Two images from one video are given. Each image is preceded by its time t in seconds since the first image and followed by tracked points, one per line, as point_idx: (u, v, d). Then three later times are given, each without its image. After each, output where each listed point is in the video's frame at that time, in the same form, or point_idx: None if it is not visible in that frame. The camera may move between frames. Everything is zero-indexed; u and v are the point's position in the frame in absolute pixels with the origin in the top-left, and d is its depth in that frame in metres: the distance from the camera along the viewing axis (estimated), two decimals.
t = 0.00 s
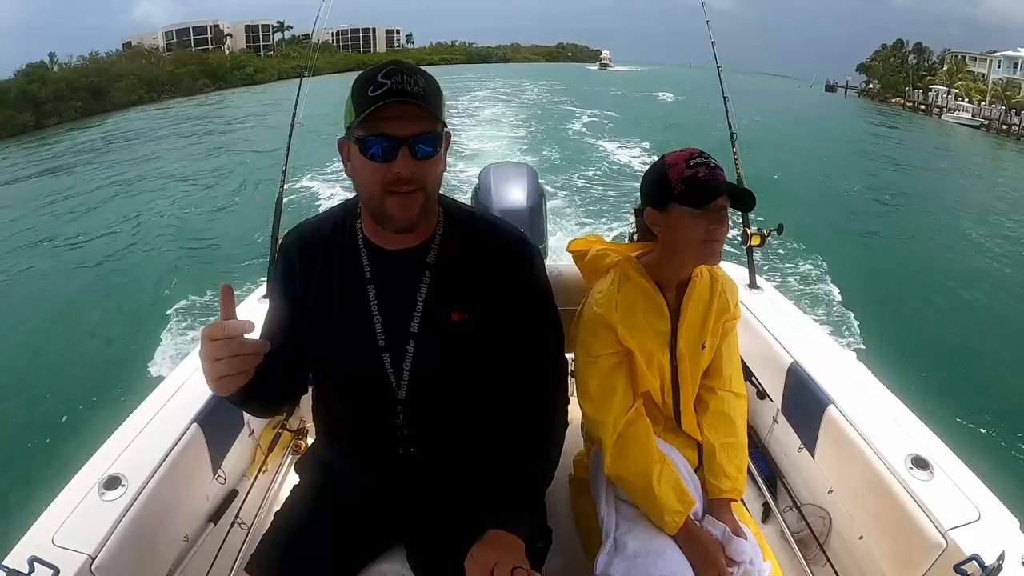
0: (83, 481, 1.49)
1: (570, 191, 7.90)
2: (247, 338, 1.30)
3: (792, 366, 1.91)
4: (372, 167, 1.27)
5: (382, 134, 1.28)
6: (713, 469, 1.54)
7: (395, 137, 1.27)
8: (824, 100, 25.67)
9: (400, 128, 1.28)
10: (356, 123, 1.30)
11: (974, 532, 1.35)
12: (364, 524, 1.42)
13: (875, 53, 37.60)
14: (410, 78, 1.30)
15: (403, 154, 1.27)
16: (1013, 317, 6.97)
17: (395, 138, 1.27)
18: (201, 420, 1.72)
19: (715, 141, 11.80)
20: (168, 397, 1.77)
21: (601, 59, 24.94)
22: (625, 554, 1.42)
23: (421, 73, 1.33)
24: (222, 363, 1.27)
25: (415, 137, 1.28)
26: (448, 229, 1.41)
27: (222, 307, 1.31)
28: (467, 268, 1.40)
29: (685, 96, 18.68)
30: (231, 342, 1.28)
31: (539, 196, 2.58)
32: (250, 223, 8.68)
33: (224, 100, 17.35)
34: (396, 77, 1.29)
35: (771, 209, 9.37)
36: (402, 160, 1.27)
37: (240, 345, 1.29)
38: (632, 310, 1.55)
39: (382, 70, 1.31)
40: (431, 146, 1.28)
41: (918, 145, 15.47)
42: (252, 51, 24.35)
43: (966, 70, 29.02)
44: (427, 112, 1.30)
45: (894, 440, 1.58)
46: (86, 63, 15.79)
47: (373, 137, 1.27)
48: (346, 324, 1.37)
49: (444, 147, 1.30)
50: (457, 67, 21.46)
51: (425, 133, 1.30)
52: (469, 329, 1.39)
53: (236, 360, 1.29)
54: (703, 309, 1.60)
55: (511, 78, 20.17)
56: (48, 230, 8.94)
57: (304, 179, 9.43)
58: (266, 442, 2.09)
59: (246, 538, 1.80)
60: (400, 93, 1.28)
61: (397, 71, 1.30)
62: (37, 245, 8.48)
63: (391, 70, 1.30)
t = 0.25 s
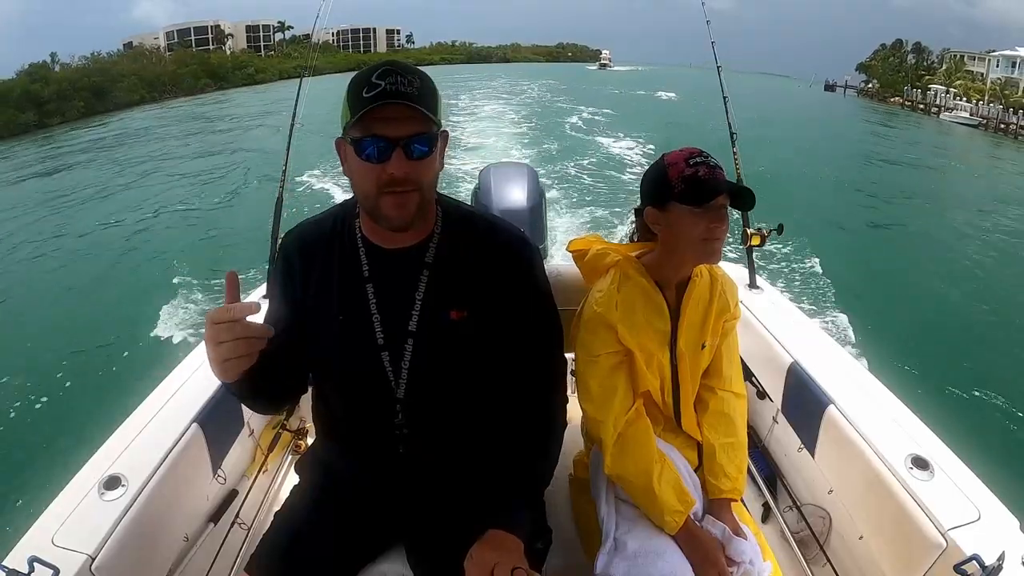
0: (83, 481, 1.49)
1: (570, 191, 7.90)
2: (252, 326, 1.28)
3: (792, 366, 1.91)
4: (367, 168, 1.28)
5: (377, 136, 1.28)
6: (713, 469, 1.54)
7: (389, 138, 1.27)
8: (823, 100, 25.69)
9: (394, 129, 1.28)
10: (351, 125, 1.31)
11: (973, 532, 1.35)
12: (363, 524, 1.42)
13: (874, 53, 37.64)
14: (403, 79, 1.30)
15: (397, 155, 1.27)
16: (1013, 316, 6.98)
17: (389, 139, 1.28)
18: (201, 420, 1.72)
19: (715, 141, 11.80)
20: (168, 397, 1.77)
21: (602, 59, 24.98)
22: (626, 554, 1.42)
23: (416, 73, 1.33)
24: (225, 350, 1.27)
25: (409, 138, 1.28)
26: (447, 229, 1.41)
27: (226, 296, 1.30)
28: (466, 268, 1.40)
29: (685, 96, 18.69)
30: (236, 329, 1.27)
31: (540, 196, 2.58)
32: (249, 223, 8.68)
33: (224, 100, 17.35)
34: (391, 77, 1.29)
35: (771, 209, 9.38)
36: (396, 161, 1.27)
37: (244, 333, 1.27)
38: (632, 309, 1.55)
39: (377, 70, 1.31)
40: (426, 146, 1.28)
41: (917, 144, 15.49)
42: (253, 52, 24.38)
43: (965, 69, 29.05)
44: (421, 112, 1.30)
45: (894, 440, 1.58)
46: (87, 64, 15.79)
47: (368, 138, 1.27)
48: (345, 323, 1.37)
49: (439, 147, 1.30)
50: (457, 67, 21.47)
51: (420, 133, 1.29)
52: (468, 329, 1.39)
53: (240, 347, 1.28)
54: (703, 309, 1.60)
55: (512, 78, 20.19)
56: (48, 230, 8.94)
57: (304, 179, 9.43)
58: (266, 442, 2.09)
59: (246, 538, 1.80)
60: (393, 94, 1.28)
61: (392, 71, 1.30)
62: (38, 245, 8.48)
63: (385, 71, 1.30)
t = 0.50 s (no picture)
0: (83, 481, 1.49)
1: (570, 192, 7.90)
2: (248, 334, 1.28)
3: (792, 366, 1.91)
4: (363, 168, 1.27)
5: (372, 136, 1.28)
6: (713, 469, 1.54)
7: (384, 139, 1.27)
8: (822, 99, 25.71)
9: (390, 129, 1.28)
10: (347, 125, 1.31)
11: (974, 531, 1.34)
12: (364, 524, 1.42)
13: (873, 52, 37.66)
14: (398, 78, 1.30)
15: (393, 155, 1.27)
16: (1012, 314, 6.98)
17: (385, 139, 1.27)
18: (201, 419, 1.72)
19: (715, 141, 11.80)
20: (168, 397, 1.77)
21: (601, 58, 24.97)
22: (626, 554, 1.42)
23: (412, 72, 1.33)
24: (222, 358, 1.26)
25: (404, 138, 1.28)
26: (447, 229, 1.41)
27: (225, 300, 1.29)
28: (467, 268, 1.40)
29: (685, 96, 18.69)
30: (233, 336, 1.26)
31: (540, 196, 2.57)
32: (249, 223, 8.68)
33: (225, 100, 17.35)
34: (386, 78, 1.29)
35: (771, 208, 9.37)
36: (392, 161, 1.27)
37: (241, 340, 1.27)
38: (632, 309, 1.55)
39: (372, 70, 1.31)
40: (422, 146, 1.28)
41: (917, 144, 15.50)
42: (253, 52, 24.39)
43: (964, 68, 29.07)
44: (416, 112, 1.30)
45: (895, 440, 1.58)
46: (89, 64, 15.80)
47: (363, 138, 1.27)
48: (345, 323, 1.37)
49: (436, 146, 1.30)
50: (457, 66, 21.47)
51: (416, 133, 1.29)
52: (468, 328, 1.39)
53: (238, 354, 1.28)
54: (703, 309, 1.60)
55: (512, 78, 20.21)
56: (49, 230, 8.94)
57: (305, 179, 9.43)
58: (265, 442, 2.09)
59: (246, 538, 1.79)
60: (388, 94, 1.28)
61: (388, 71, 1.30)
62: (38, 245, 8.47)
63: (381, 71, 1.30)
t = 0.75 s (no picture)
0: (82, 482, 1.49)
1: (571, 192, 7.91)
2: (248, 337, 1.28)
3: (792, 366, 1.91)
4: (360, 170, 1.28)
5: (369, 137, 1.28)
6: (713, 469, 1.54)
7: (379, 140, 1.27)
8: (821, 98, 25.72)
9: (386, 131, 1.28)
10: (344, 127, 1.31)
11: (974, 531, 1.34)
12: (364, 523, 1.42)
13: (872, 51, 37.68)
14: (396, 79, 1.29)
15: (389, 156, 1.27)
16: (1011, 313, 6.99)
17: (381, 141, 1.27)
18: (201, 420, 1.71)
19: (715, 141, 11.80)
20: (167, 397, 1.77)
21: (600, 58, 25.00)
22: (626, 554, 1.42)
23: (410, 73, 1.33)
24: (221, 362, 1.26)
25: (400, 139, 1.28)
26: (447, 229, 1.41)
27: (228, 304, 1.30)
28: (466, 268, 1.40)
29: (685, 95, 18.70)
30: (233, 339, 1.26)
31: (539, 196, 2.58)
32: (250, 223, 8.68)
33: (226, 100, 17.36)
34: (383, 78, 1.29)
35: (770, 208, 9.38)
36: (387, 163, 1.27)
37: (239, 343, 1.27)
38: (632, 309, 1.56)
39: (370, 71, 1.31)
40: (418, 148, 1.28)
41: (916, 143, 15.51)
42: (253, 52, 24.42)
43: (962, 66, 29.09)
44: (413, 113, 1.30)
45: (895, 440, 1.58)
46: (89, 64, 15.82)
47: (359, 140, 1.27)
48: (345, 324, 1.37)
49: (432, 148, 1.29)
50: (456, 66, 21.48)
51: (412, 134, 1.29)
52: (468, 329, 1.39)
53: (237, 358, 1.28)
54: (703, 310, 1.60)
55: (511, 78, 20.23)
56: (50, 231, 8.94)
57: (305, 179, 9.44)
58: (265, 442, 2.09)
59: (246, 538, 1.80)
60: (384, 95, 1.28)
61: (384, 72, 1.30)
62: (39, 246, 8.47)
63: (378, 72, 1.30)
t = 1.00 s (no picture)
0: (83, 481, 1.49)
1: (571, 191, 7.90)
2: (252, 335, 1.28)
3: (792, 366, 1.91)
4: (353, 170, 1.28)
5: (364, 138, 1.28)
6: (713, 469, 1.54)
7: (372, 140, 1.27)
8: (819, 97, 25.74)
9: (381, 131, 1.28)
10: (341, 125, 1.31)
11: (974, 531, 1.34)
12: (364, 524, 1.42)
13: (869, 50, 37.73)
14: (393, 80, 1.29)
15: (381, 157, 1.27)
16: (1009, 312, 7.00)
17: (374, 141, 1.27)
18: (201, 420, 1.72)
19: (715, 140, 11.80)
20: (168, 397, 1.77)
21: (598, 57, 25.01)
22: (626, 554, 1.42)
23: (409, 73, 1.32)
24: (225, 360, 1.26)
25: (392, 140, 1.27)
26: (447, 229, 1.41)
27: (230, 301, 1.30)
28: (466, 268, 1.40)
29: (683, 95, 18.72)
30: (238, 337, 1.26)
31: (539, 195, 2.58)
32: (250, 223, 8.69)
33: (225, 100, 17.38)
34: (380, 78, 1.29)
35: (769, 208, 9.39)
36: (379, 164, 1.27)
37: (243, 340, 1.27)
38: (632, 310, 1.56)
39: (370, 71, 1.32)
40: (411, 149, 1.27)
41: (913, 141, 15.54)
42: (253, 52, 24.44)
43: (958, 65, 29.13)
44: (409, 113, 1.29)
45: (895, 440, 1.58)
46: (89, 64, 15.83)
47: (355, 139, 1.28)
48: (346, 323, 1.37)
49: (426, 149, 1.28)
50: (455, 66, 21.51)
51: (406, 135, 1.28)
52: (468, 329, 1.39)
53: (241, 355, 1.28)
54: (703, 310, 1.60)
55: (510, 77, 20.25)
56: (50, 231, 8.92)
57: (304, 178, 9.45)
58: (266, 442, 2.09)
59: (246, 538, 1.80)
60: (379, 95, 1.27)
61: (383, 72, 1.30)
62: (39, 246, 8.45)
63: (377, 72, 1.31)
